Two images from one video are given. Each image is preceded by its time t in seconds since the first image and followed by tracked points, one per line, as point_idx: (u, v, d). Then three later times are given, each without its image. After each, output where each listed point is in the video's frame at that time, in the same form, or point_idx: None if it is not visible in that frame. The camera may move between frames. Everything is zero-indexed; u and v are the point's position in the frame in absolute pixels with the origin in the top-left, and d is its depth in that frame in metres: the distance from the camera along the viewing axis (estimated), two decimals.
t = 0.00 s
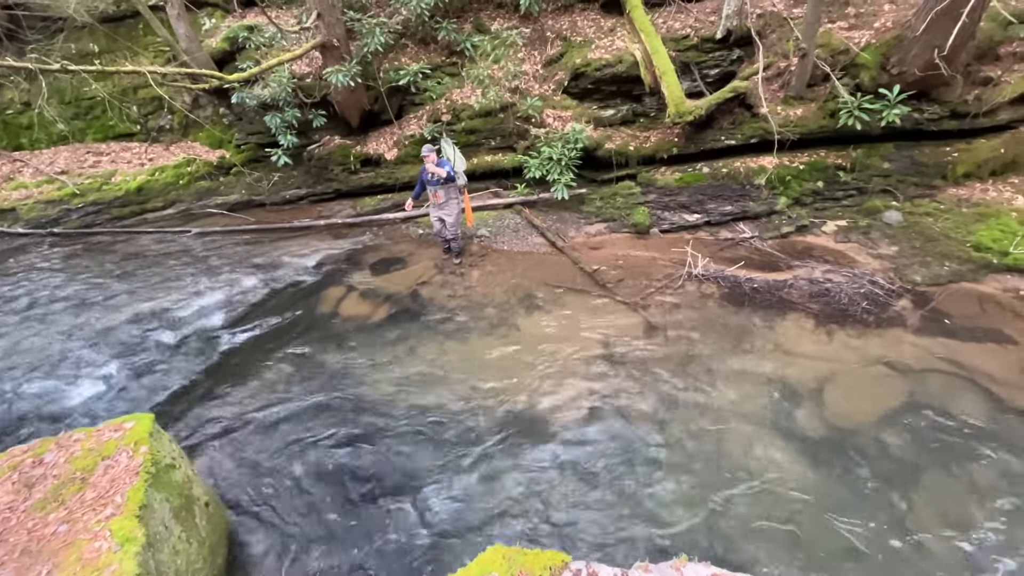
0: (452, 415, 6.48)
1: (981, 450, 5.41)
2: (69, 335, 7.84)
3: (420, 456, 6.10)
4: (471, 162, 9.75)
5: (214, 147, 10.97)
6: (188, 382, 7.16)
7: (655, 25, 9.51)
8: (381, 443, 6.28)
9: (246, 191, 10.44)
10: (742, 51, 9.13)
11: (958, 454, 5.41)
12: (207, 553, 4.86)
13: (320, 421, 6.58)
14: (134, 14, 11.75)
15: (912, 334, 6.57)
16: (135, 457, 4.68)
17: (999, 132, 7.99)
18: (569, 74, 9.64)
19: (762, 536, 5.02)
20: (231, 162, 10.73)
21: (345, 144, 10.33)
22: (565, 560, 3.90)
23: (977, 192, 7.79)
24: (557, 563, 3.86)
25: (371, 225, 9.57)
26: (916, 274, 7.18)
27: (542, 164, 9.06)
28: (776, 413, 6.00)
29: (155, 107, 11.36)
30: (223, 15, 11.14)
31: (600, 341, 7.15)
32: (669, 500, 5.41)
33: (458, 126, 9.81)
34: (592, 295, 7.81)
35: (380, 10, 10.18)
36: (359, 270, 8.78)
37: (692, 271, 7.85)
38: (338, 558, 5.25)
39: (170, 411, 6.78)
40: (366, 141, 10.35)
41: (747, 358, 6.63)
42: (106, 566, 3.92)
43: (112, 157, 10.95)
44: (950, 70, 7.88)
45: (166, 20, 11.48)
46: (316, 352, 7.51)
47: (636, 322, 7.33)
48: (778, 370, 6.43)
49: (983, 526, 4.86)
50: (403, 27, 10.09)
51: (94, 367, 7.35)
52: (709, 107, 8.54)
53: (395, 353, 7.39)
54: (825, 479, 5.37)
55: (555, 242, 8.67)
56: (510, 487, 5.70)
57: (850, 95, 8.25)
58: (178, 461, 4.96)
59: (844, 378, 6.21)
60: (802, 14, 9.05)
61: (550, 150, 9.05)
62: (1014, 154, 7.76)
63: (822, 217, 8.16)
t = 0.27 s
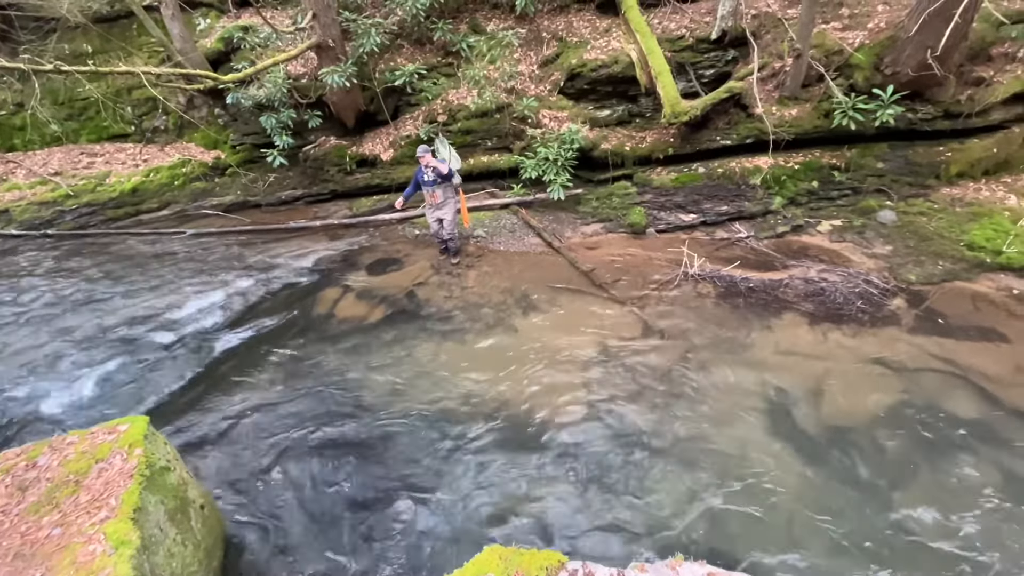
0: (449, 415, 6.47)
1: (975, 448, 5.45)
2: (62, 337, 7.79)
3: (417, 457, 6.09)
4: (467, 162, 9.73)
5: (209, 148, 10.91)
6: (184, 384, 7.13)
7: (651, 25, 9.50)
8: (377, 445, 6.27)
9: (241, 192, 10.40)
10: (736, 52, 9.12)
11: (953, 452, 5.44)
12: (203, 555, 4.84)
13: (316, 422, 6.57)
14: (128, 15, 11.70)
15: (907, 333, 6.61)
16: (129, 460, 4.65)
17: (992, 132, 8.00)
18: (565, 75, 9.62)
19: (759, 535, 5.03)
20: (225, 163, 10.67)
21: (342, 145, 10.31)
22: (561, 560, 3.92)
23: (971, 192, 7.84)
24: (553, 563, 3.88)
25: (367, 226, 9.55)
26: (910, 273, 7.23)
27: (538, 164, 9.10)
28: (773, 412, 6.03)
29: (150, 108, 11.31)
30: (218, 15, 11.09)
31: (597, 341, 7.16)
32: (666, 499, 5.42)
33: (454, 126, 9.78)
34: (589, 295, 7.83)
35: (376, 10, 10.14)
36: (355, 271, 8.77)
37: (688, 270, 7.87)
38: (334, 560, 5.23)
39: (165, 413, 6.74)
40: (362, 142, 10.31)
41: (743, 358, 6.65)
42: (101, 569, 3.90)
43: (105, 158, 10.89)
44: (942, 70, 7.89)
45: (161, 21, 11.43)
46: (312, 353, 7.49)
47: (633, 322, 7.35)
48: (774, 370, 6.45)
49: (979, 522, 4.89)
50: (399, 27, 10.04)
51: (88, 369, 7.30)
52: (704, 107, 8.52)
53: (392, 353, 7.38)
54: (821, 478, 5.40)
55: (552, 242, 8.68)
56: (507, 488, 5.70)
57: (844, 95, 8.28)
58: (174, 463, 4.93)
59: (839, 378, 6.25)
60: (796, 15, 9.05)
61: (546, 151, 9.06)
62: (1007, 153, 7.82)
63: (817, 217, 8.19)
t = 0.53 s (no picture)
0: (445, 416, 6.48)
1: (967, 445, 5.50)
2: (54, 340, 7.74)
3: (413, 457, 6.09)
4: (462, 163, 9.71)
5: (202, 149, 10.79)
6: (178, 386, 7.10)
7: (644, 26, 9.49)
8: (373, 446, 6.26)
9: (235, 193, 10.34)
10: (729, 53, 9.13)
11: (945, 449, 5.50)
12: (197, 559, 4.82)
13: (312, 424, 6.55)
14: (119, 15, 11.60)
15: (898, 331, 6.68)
16: (122, 464, 4.62)
17: (982, 132, 8.05)
18: (559, 75, 9.60)
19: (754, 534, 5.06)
20: (219, 164, 10.59)
21: (336, 146, 10.15)
22: (557, 561, 3.96)
23: (961, 191, 7.91)
24: (549, 564, 3.92)
25: (362, 226, 9.53)
26: (902, 272, 7.30)
27: (533, 164, 9.09)
28: (766, 411, 6.07)
29: (141, 109, 11.21)
30: (210, 15, 11.01)
31: (593, 341, 7.18)
32: (661, 498, 5.44)
33: (448, 127, 9.74)
34: (584, 295, 7.85)
35: (369, 10, 10.02)
36: (350, 272, 8.75)
37: (683, 270, 7.90)
38: (330, 562, 5.23)
39: (159, 416, 6.71)
40: (357, 142, 10.17)
41: (737, 357, 6.69)
42: (94, 573, 3.87)
43: (97, 160, 10.81)
44: (933, 71, 7.90)
45: (152, 21, 11.34)
46: (307, 355, 7.47)
47: (628, 322, 7.37)
48: (768, 369, 6.49)
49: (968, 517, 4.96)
50: (392, 27, 9.93)
51: (80, 372, 7.26)
52: (697, 108, 8.51)
53: (387, 355, 7.38)
54: (814, 476, 5.44)
55: (547, 243, 8.69)
56: (503, 488, 5.71)
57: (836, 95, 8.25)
58: (167, 466, 4.91)
59: (833, 376, 6.29)
60: (788, 16, 9.04)
61: (541, 151, 9.06)
62: (996, 153, 7.92)
63: (810, 217, 8.24)
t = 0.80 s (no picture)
0: (438, 417, 6.48)
1: (954, 440, 5.60)
2: (41, 344, 7.64)
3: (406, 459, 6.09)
4: (453, 163, 9.70)
5: (191, 150, 10.65)
6: (168, 390, 7.04)
7: (634, 27, 9.51)
8: (366, 448, 6.24)
9: (224, 194, 10.24)
10: (718, 53, 9.18)
11: (932, 444, 5.59)
12: (188, 564, 4.78)
13: (305, 426, 6.53)
14: (105, 15, 11.46)
15: (886, 328, 6.77)
16: (110, 469, 4.58)
17: (966, 132, 8.17)
18: (550, 76, 9.61)
19: (746, 530, 5.12)
20: (209, 166, 10.43)
21: (327, 147, 10.09)
22: (550, 559, 3.81)
23: (946, 190, 8.04)
24: (542, 563, 3.78)
25: (353, 227, 9.50)
26: (889, 270, 7.41)
27: (525, 165, 9.11)
28: (758, 408, 6.13)
29: (128, 110, 11.06)
30: (198, 15, 10.90)
31: (586, 340, 7.21)
32: (655, 496, 5.48)
33: (440, 127, 9.73)
34: (577, 295, 7.88)
35: (360, 11, 9.96)
36: (341, 273, 8.72)
37: (674, 269, 7.96)
38: (324, 565, 5.21)
39: (150, 420, 6.65)
40: (348, 143, 10.16)
41: (729, 356, 6.75)
42: None
43: (83, 161, 10.66)
44: (918, 71, 8.02)
45: (139, 20, 11.21)
46: (299, 357, 7.43)
47: (620, 321, 7.42)
48: (759, 367, 6.56)
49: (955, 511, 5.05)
50: (383, 28, 9.89)
51: (68, 376, 7.17)
52: (687, 108, 8.55)
53: (380, 356, 7.36)
54: (805, 473, 5.50)
55: (539, 243, 8.71)
56: (497, 489, 5.72)
57: (824, 95, 8.36)
58: (157, 471, 4.87)
59: (822, 374, 6.37)
60: (776, 17, 9.12)
61: (532, 152, 9.07)
62: (980, 152, 8.04)
63: (800, 216, 8.33)
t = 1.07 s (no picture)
0: (427, 418, 6.47)
1: (933, 432, 5.74)
2: (18, 349, 7.49)
3: (396, 459, 6.08)
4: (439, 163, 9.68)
5: (172, 150, 10.47)
6: (152, 394, 6.93)
7: (619, 27, 9.56)
8: (353, 450, 6.21)
9: (207, 195, 10.09)
10: (702, 53, 9.28)
11: (912, 436, 5.73)
12: (172, 571, 4.72)
13: (292, 429, 6.48)
14: (81, 12, 11.22)
15: (867, 323, 6.91)
16: (90, 475, 4.51)
17: (942, 131, 8.37)
18: (535, 75, 9.62)
19: (732, 523, 5.21)
20: (189, 166, 10.28)
21: (311, 147, 10.03)
22: (537, 557, 3.96)
23: (923, 187, 8.22)
24: (528, 560, 3.93)
25: (339, 228, 9.44)
26: (869, 266, 7.57)
27: (511, 164, 9.10)
28: (743, 403, 6.23)
29: (106, 109, 10.83)
30: (178, 13, 10.72)
31: (574, 339, 7.25)
32: (642, 492, 5.54)
33: (425, 127, 9.69)
34: (564, 294, 7.92)
35: (343, 9, 9.85)
36: (327, 274, 8.66)
37: (660, 267, 8.04)
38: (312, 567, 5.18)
39: (134, 425, 6.55)
40: (332, 143, 10.07)
41: (714, 353, 6.84)
42: None
43: (59, 162, 10.41)
44: (895, 71, 8.18)
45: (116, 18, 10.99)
46: (285, 359, 7.37)
47: (607, 319, 7.48)
48: (744, 363, 6.66)
49: (935, 499, 5.20)
50: (367, 26, 9.78)
51: (47, 382, 7.04)
52: (672, 108, 8.61)
53: (367, 357, 7.33)
54: (790, 466, 5.60)
55: (526, 242, 8.73)
56: (486, 488, 5.73)
57: (804, 95, 8.49)
58: (139, 476, 4.80)
59: (805, 369, 6.49)
60: (758, 18, 9.24)
61: (518, 151, 9.07)
62: (956, 150, 8.23)
63: (782, 214, 8.45)
